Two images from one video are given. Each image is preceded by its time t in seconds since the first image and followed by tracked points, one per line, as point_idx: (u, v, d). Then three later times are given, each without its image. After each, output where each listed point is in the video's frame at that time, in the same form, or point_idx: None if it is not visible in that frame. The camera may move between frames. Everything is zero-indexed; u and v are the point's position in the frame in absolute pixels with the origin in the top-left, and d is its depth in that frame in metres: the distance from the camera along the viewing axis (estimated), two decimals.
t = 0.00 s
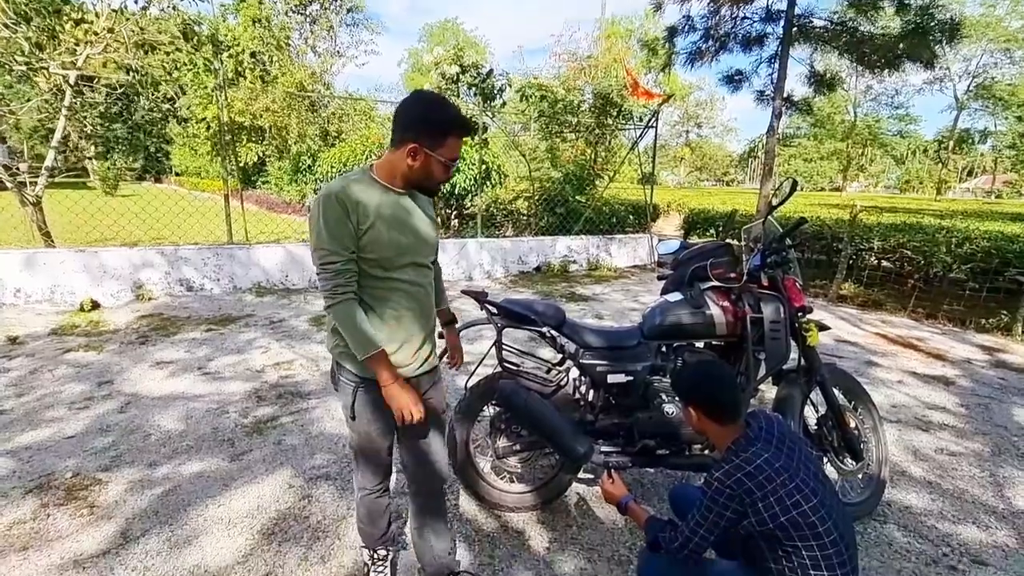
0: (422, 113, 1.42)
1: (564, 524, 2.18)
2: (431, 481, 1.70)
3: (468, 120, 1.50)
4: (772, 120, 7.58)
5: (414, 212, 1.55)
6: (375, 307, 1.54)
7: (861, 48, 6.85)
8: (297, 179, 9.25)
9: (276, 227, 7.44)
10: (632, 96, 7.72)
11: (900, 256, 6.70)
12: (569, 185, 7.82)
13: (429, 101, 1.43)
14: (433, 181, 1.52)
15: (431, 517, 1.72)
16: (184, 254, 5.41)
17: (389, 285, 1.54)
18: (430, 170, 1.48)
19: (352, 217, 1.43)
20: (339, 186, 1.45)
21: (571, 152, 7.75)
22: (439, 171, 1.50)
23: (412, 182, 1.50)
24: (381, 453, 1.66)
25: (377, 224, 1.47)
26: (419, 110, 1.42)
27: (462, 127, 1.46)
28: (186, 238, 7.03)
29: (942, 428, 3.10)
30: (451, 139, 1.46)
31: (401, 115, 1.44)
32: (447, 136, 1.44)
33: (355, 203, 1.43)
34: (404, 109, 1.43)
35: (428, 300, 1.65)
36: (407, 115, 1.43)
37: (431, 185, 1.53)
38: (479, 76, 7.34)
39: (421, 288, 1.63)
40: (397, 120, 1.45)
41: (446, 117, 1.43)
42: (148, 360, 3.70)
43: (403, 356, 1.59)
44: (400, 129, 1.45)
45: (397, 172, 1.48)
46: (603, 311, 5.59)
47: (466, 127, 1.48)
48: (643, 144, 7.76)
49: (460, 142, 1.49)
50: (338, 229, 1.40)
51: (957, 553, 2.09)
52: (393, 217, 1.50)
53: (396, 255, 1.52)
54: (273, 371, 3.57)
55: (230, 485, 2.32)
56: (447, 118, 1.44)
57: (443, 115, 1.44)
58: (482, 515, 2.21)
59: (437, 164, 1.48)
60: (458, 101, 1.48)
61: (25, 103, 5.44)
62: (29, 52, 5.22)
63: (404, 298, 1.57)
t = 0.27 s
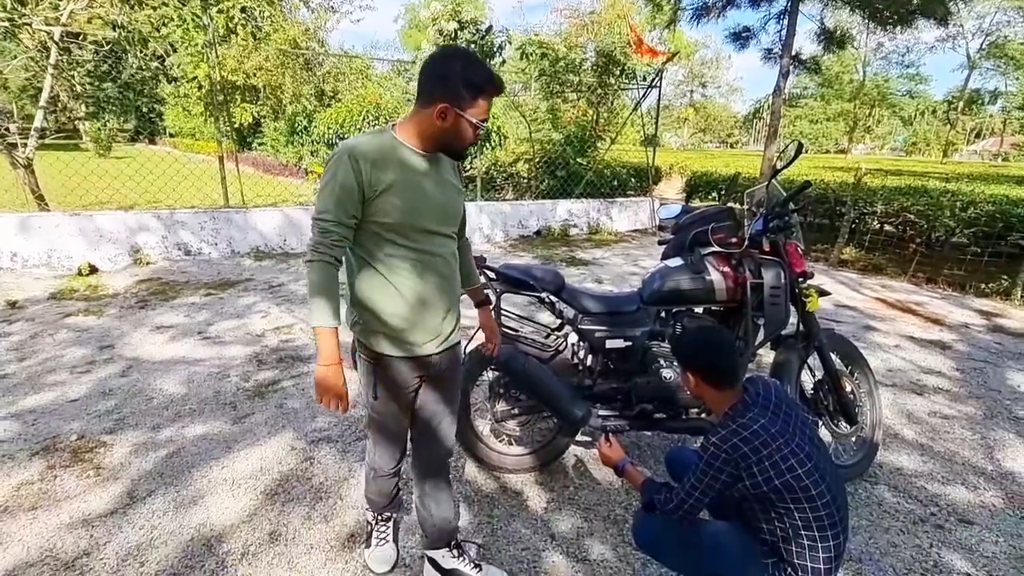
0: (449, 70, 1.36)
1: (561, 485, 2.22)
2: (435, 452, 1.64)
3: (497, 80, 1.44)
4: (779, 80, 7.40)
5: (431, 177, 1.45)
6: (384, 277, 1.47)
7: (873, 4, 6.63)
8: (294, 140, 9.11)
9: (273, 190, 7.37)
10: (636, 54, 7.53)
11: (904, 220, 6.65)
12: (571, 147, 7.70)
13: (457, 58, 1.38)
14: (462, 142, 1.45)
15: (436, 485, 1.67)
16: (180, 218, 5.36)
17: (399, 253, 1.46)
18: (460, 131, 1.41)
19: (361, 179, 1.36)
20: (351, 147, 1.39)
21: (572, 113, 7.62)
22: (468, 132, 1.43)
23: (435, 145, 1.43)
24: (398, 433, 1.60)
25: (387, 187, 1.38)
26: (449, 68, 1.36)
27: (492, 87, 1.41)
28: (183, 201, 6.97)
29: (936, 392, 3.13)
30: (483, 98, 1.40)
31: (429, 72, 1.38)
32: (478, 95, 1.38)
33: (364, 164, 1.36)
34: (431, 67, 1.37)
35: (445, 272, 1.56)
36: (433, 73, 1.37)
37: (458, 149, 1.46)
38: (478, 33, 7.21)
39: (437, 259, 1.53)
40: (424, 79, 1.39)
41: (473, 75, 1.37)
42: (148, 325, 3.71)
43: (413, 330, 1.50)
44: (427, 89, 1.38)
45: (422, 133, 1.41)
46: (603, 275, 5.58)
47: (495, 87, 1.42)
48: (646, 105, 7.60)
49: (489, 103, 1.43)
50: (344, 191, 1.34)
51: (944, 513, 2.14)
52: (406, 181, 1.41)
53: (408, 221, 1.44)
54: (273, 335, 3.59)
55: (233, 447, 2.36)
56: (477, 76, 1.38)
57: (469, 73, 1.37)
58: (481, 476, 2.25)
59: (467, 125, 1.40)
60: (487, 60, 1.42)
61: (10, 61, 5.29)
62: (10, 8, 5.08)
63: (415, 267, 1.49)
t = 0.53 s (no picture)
0: (479, 44, 1.29)
1: (560, 459, 2.25)
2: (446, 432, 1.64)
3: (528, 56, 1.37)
4: (785, 49, 7.24)
5: (451, 152, 1.38)
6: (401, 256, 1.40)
7: None
8: (291, 111, 8.98)
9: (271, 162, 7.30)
10: (640, 22, 7.33)
11: (908, 194, 6.58)
12: (572, 118, 7.59)
13: (489, 31, 1.30)
14: (490, 119, 1.37)
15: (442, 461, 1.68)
16: (177, 191, 5.32)
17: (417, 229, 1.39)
18: (487, 109, 1.34)
19: (380, 154, 1.28)
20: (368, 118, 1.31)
21: (574, 84, 7.51)
22: (495, 110, 1.36)
23: (459, 123, 1.36)
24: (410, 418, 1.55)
25: (407, 162, 1.31)
26: (480, 42, 1.29)
27: (523, 64, 1.34)
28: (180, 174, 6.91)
29: (933, 368, 3.15)
30: (513, 75, 1.33)
31: (459, 45, 1.30)
32: (509, 72, 1.31)
33: (384, 137, 1.28)
34: (461, 39, 1.30)
35: (463, 253, 1.50)
36: (461, 46, 1.30)
37: (482, 127, 1.39)
38: None
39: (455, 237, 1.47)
40: (452, 53, 1.32)
41: (505, 50, 1.30)
42: (148, 299, 3.71)
43: (428, 312, 1.45)
44: (455, 63, 1.31)
45: (447, 110, 1.33)
46: (604, 250, 5.56)
47: (525, 64, 1.35)
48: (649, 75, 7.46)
49: (519, 81, 1.36)
50: (362, 164, 1.26)
51: (936, 486, 2.17)
52: (427, 155, 1.33)
53: (427, 200, 1.37)
54: (273, 310, 3.60)
55: (235, 421, 2.38)
56: (509, 52, 1.31)
57: (500, 47, 1.30)
58: (481, 450, 2.28)
59: (496, 104, 1.33)
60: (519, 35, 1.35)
61: None
62: None
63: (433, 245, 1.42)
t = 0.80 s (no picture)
0: (470, 26, 1.24)
1: (559, 446, 2.27)
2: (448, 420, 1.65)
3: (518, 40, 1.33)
4: (790, 32, 7.15)
5: (448, 141, 1.35)
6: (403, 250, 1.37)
7: None
8: (290, 95, 8.91)
9: (270, 147, 7.28)
10: (644, 5, 7.33)
11: (911, 181, 6.56)
12: (573, 103, 7.54)
13: (479, 13, 1.25)
14: (481, 107, 1.33)
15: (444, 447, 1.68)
16: (176, 176, 5.30)
17: (420, 224, 1.36)
18: (479, 96, 1.30)
19: (382, 147, 1.23)
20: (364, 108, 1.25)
21: (575, 68, 7.47)
22: (488, 96, 1.31)
23: (451, 110, 1.31)
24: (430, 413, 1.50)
25: (409, 155, 1.27)
26: (470, 24, 1.24)
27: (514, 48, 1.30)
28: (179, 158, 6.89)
29: (931, 356, 3.17)
30: (505, 59, 1.29)
31: (447, 28, 1.25)
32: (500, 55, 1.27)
33: (384, 129, 1.23)
34: (450, 22, 1.24)
35: (460, 243, 1.48)
36: (450, 29, 1.24)
37: (474, 114, 1.35)
38: None
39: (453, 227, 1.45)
40: (439, 37, 1.26)
41: (495, 33, 1.26)
42: (149, 286, 3.72)
43: (430, 305, 1.43)
44: (444, 48, 1.25)
45: (437, 97, 1.28)
46: (605, 236, 5.55)
47: (516, 47, 1.31)
48: (651, 59, 7.38)
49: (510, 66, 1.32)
50: (365, 160, 1.21)
51: (931, 474, 2.19)
52: (427, 147, 1.30)
53: (429, 192, 1.33)
54: (274, 297, 3.61)
55: (238, 408, 2.40)
56: (500, 36, 1.27)
57: (492, 30, 1.26)
58: (480, 437, 2.30)
59: (487, 89, 1.29)
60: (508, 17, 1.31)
61: None
62: None
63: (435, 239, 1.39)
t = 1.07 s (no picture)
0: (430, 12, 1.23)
1: (559, 443, 2.27)
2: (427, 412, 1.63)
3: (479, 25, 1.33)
4: (793, 29, 7.12)
5: (417, 140, 1.34)
6: (381, 253, 1.36)
7: None
8: (290, 91, 8.91)
9: (271, 144, 7.29)
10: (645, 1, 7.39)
11: (913, 178, 6.56)
12: (575, 99, 7.53)
13: None
14: (445, 95, 1.33)
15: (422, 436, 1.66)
16: (177, 173, 5.30)
17: (396, 226, 1.35)
18: (443, 83, 1.29)
19: (354, 151, 1.21)
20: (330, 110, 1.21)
21: (577, 64, 7.44)
22: (452, 83, 1.31)
23: (416, 101, 1.30)
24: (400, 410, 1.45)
25: (381, 158, 1.25)
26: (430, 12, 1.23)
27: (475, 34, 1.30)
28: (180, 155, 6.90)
29: (932, 354, 3.17)
30: (469, 45, 1.28)
31: (407, 15, 1.23)
32: (463, 42, 1.27)
33: (354, 132, 1.21)
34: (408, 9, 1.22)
35: (438, 239, 1.48)
36: (409, 16, 1.23)
37: (439, 104, 1.34)
38: None
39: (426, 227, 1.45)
40: (398, 25, 1.24)
41: (455, 19, 1.25)
42: (150, 283, 3.73)
43: (415, 305, 1.44)
44: (404, 36, 1.24)
45: (399, 86, 1.27)
46: (606, 233, 5.55)
47: (478, 33, 1.30)
48: (653, 55, 7.36)
49: (473, 52, 1.31)
50: (339, 166, 1.19)
51: (930, 472, 2.19)
52: (398, 148, 1.28)
53: (405, 192, 1.32)
54: (275, 294, 3.61)
55: (239, 405, 2.41)
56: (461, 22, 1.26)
57: (453, 17, 1.25)
58: (481, 434, 2.31)
59: (452, 76, 1.29)
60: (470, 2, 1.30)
61: None
62: None
63: (412, 241, 1.39)
